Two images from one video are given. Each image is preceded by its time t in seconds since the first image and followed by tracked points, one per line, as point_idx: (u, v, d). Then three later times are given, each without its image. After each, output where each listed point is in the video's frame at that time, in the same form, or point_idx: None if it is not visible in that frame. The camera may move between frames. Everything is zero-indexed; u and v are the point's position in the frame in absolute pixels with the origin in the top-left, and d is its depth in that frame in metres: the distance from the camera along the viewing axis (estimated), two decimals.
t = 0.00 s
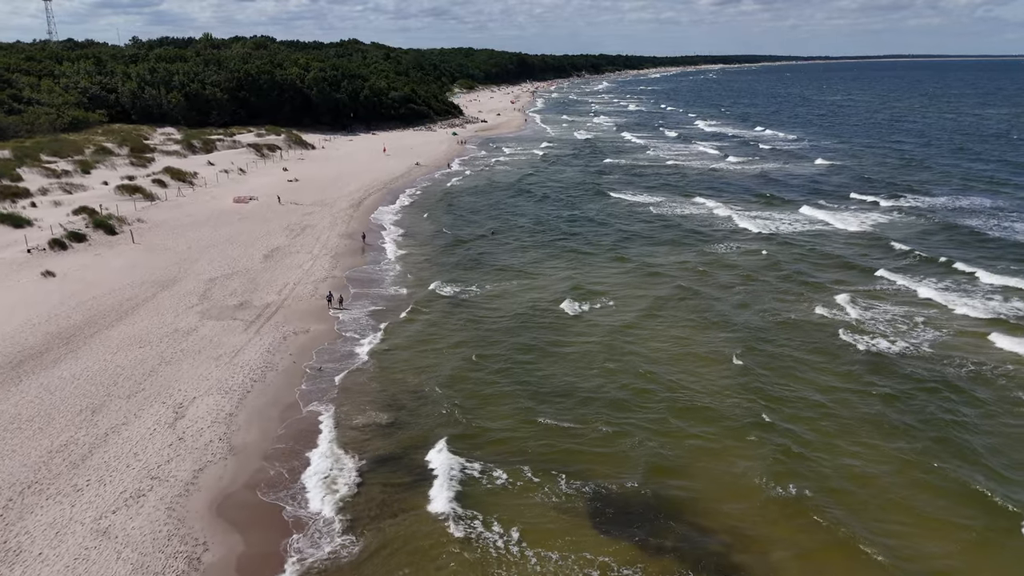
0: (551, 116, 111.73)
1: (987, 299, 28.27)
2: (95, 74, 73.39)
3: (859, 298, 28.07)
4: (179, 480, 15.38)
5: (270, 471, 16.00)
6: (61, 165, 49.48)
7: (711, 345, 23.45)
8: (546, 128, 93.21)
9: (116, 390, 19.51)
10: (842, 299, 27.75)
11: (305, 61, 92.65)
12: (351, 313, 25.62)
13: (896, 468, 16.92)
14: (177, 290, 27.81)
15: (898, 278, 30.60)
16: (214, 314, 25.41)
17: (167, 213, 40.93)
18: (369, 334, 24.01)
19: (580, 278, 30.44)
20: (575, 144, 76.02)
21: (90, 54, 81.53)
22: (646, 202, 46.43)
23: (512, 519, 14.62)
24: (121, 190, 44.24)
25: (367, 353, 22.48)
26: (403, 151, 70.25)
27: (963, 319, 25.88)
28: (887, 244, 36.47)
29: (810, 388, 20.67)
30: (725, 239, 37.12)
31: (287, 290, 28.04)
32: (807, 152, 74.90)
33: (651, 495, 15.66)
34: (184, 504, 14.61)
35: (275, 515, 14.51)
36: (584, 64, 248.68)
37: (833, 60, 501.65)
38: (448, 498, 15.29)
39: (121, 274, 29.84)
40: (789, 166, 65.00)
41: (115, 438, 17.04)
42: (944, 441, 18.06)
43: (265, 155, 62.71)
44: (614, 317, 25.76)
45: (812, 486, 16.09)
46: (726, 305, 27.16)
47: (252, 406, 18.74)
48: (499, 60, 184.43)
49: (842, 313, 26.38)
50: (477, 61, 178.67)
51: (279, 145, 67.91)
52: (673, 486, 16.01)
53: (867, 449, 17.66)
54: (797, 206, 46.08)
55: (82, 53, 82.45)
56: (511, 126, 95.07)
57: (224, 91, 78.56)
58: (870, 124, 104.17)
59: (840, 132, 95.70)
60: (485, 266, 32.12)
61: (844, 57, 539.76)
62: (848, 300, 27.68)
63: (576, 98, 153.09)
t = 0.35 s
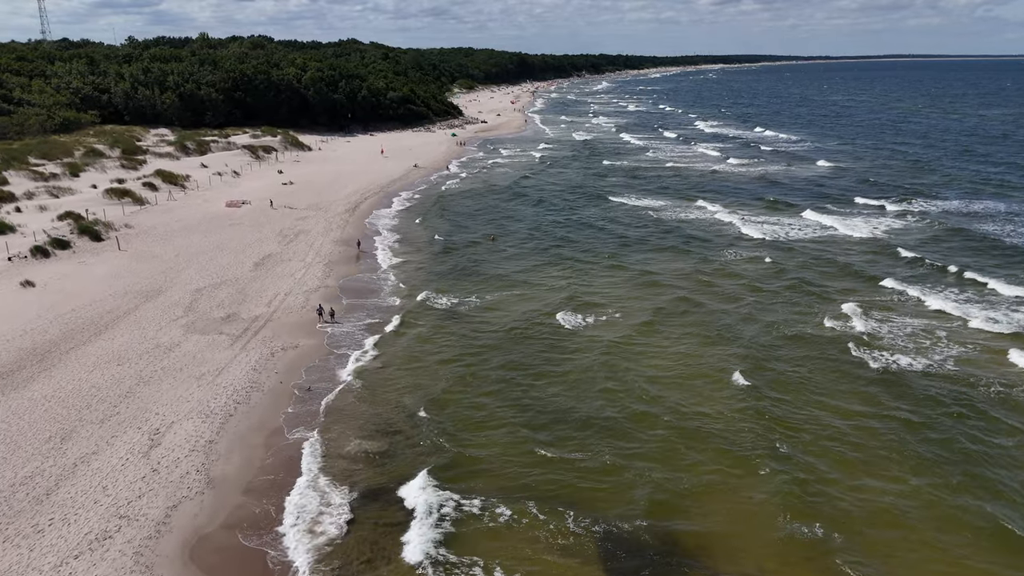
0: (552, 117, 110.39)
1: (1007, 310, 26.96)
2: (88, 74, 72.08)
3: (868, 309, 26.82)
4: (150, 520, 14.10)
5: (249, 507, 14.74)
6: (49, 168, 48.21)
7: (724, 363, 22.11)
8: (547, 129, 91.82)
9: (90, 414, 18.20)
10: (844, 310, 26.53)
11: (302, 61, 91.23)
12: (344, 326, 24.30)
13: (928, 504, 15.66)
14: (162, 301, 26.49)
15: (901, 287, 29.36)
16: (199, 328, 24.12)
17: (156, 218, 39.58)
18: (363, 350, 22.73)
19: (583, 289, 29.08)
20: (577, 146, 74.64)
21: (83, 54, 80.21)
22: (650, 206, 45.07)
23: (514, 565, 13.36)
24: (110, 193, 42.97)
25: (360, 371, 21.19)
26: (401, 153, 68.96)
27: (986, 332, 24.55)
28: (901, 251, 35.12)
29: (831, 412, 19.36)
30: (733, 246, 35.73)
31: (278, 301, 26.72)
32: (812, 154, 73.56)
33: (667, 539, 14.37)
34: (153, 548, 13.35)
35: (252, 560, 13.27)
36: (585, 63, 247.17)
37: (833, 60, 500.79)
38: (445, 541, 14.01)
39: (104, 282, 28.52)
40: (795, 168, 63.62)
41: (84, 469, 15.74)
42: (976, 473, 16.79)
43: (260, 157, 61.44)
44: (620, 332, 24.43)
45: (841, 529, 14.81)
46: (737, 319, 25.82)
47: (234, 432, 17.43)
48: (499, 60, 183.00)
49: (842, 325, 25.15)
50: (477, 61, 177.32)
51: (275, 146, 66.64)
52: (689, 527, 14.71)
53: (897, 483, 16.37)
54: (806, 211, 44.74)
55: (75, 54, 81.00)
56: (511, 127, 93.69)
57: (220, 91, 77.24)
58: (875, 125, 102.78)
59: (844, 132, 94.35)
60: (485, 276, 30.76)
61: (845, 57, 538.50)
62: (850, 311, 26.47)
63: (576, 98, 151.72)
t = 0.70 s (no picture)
0: (553, 117, 109.11)
1: None
2: (81, 75, 70.76)
3: (875, 320, 25.74)
4: (116, 568, 12.87)
5: (226, 552, 13.51)
6: (37, 171, 46.95)
7: (739, 382, 20.86)
8: (547, 130, 90.61)
9: (59, 441, 16.90)
10: (849, 322, 25.43)
11: (300, 61, 89.92)
12: (336, 341, 23.04)
13: (964, 547, 14.41)
14: (145, 314, 25.18)
15: (906, 296, 28.26)
16: (183, 343, 22.82)
17: (145, 224, 38.28)
18: (358, 367, 21.50)
19: (587, 299, 27.85)
20: (577, 148, 73.45)
21: (76, 54, 78.87)
22: (654, 210, 43.83)
23: None
24: (98, 197, 41.70)
25: (353, 391, 19.94)
26: (399, 155, 67.69)
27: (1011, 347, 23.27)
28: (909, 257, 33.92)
29: (856, 440, 18.07)
30: (742, 253, 34.45)
31: (267, 313, 25.40)
32: (816, 156, 72.41)
33: None
34: None
35: None
36: (585, 63, 245.96)
37: (834, 61, 500.10)
38: None
39: (86, 293, 27.22)
40: (800, 171, 62.41)
41: (47, 506, 14.46)
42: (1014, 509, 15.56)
43: (255, 159, 60.20)
44: (627, 346, 23.19)
45: None
46: (752, 333, 24.57)
47: (214, 463, 16.16)
48: (499, 60, 181.75)
49: (850, 338, 24.02)
50: (476, 61, 176.10)
51: (270, 148, 65.38)
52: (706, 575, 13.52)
53: (931, 523, 15.08)
54: (814, 216, 43.51)
55: (68, 54, 79.59)
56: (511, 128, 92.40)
57: (215, 92, 75.93)
58: (878, 126, 101.63)
59: (847, 134, 93.16)
60: (485, 286, 29.52)
61: (845, 57, 537.72)
62: (855, 322, 25.39)
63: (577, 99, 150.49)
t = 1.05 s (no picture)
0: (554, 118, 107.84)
1: None
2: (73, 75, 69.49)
3: (886, 333, 24.59)
4: None
5: None
6: (25, 174, 45.68)
7: (756, 403, 19.61)
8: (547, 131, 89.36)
9: (24, 472, 15.64)
10: (855, 334, 24.35)
11: (297, 61, 88.63)
12: (328, 358, 21.77)
13: None
14: (128, 327, 23.92)
15: (914, 306, 27.10)
16: (165, 359, 21.58)
17: (134, 230, 37.01)
18: (350, 386, 20.26)
19: (593, 310, 26.55)
20: (578, 149, 72.18)
21: (69, 54, 77.61)
22: (659, 215, 42.55)
23: None
24: (86, 201, 40.42)
25: (344, 414, 18.72)
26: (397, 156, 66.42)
27: None
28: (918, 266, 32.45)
29: (881, 471, 16.83)
30: (752, 261, 33.17)
31: (256, 327, 24.11)
32: (821, 158, 71.17)
33: None
34: None
35: None
36: (585, 63, 244.81)
37: (834, 60, 498.78)
38: None
39: (66, 304, 25.99)
40: (806, 173, 61.17)
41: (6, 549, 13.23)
42: None
43: (250, 161, 58.92)
44: (635, 362, 21.94)
45: None
46: (766, 348, 23.29)
47: (191, 498, 14.92)
48: (499, 59, 180.53)
49: (859, 352, 22.88)
50: (476, 61, 174.90)
51: (266, 150, 64.11)
52: None
53: (962, 568, 13.87)
54: (824, 221, 42.21)
55: (60, 54, 78.27)
56: (511, 128, 91.11)
57: (210, 92, 74.66)
58: (881, 127, 100.44)
59: (851, 135, 91.92)
60: (485, 296, 28.24)
61: (845, 57, 536.53)
62: (861, 335, 24.31)
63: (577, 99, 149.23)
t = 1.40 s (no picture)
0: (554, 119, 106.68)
1: None
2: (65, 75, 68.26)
3: (902, 347, 23.44)
4: None
5: None
6: (11, 177, 44.47)
7: (776, 428, 18.42)
8: (548, 132, 88.15)
9: None
10: (867, 348, 23.26)
11: (294, 61, 87.35)
12: (317, 377, 20.53)
13: None
14: (108, 343, 22.66)
15: (924, 318, 25.90)
16: (145, 377, 20.32)
17: (121, 236, 35.77)
18: (342, 408, 19.06)
19: (596, 322, 25.34)
20: (579, 151, 70.94)
21: (62, 53, 76.37)
22: (663, 219, 41.30)
23: None
24: (72, 206, 39.18)
25: (335, 441, 17.50)
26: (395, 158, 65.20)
27: None
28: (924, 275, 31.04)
29: (909, 507, 15.62)
30: (763, 268, 31.92)
31: (243, 342, 22.83)
32: (826, 161, 69.98)
33: None
34: None
35: None
36: (586, 63, 243.67)
37: (835, 60, 498.34)
38: None
39: (44, 316, 24.72)
40: (812, 176, 59.94)
41: None
42: None
43: (245, 163, 57.70)
44: (643, 381, 20.79)
45: None
46: (782, 364, 22.10)
47: (163, 540, 13.72)
48: (499, 59, 179.30)
49: (874, 367, 21.78)
50: (476, 61, 173.69)
51: (261, 152, 62.91)
52: None
53: None
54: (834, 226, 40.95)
55: (53, 54, 76.97)
56: (512, 129, 89.87)
57: (205, 93, 73.42)
58: (885, 128, 99.28)
59: (855, 136, 90.67)
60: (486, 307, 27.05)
61: (845, 57, 536.14)
62: (875, 349, 23.21)
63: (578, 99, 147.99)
